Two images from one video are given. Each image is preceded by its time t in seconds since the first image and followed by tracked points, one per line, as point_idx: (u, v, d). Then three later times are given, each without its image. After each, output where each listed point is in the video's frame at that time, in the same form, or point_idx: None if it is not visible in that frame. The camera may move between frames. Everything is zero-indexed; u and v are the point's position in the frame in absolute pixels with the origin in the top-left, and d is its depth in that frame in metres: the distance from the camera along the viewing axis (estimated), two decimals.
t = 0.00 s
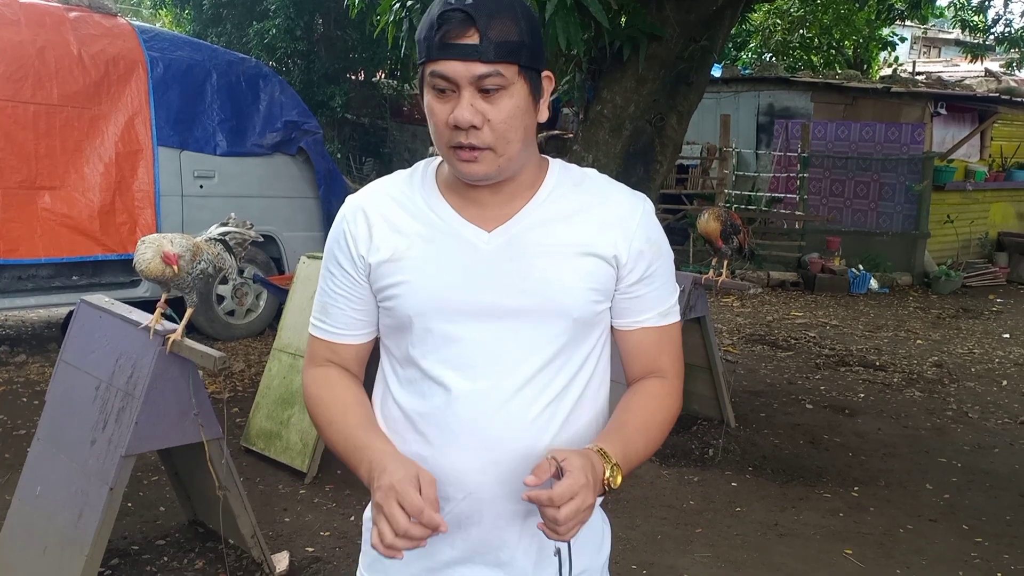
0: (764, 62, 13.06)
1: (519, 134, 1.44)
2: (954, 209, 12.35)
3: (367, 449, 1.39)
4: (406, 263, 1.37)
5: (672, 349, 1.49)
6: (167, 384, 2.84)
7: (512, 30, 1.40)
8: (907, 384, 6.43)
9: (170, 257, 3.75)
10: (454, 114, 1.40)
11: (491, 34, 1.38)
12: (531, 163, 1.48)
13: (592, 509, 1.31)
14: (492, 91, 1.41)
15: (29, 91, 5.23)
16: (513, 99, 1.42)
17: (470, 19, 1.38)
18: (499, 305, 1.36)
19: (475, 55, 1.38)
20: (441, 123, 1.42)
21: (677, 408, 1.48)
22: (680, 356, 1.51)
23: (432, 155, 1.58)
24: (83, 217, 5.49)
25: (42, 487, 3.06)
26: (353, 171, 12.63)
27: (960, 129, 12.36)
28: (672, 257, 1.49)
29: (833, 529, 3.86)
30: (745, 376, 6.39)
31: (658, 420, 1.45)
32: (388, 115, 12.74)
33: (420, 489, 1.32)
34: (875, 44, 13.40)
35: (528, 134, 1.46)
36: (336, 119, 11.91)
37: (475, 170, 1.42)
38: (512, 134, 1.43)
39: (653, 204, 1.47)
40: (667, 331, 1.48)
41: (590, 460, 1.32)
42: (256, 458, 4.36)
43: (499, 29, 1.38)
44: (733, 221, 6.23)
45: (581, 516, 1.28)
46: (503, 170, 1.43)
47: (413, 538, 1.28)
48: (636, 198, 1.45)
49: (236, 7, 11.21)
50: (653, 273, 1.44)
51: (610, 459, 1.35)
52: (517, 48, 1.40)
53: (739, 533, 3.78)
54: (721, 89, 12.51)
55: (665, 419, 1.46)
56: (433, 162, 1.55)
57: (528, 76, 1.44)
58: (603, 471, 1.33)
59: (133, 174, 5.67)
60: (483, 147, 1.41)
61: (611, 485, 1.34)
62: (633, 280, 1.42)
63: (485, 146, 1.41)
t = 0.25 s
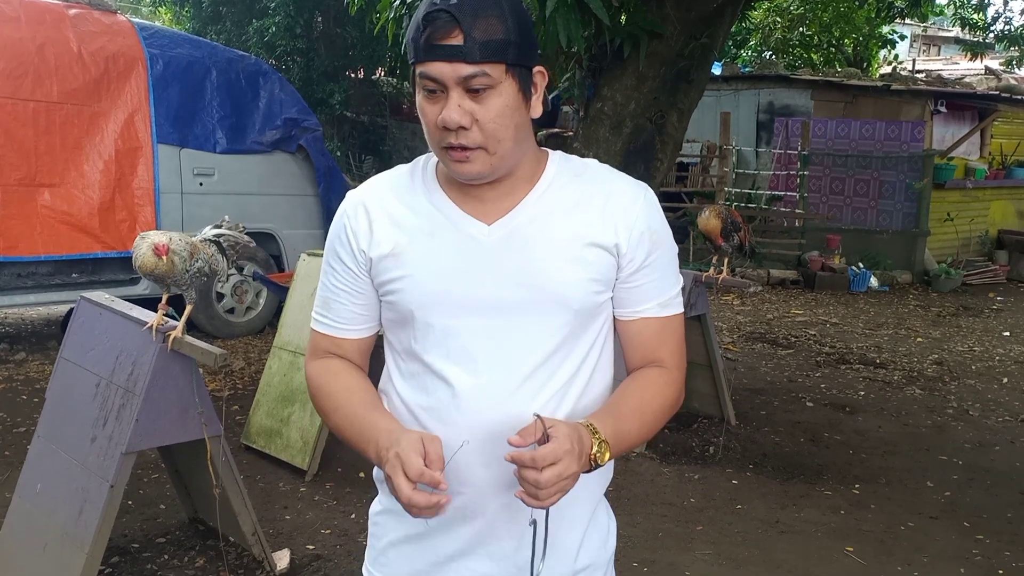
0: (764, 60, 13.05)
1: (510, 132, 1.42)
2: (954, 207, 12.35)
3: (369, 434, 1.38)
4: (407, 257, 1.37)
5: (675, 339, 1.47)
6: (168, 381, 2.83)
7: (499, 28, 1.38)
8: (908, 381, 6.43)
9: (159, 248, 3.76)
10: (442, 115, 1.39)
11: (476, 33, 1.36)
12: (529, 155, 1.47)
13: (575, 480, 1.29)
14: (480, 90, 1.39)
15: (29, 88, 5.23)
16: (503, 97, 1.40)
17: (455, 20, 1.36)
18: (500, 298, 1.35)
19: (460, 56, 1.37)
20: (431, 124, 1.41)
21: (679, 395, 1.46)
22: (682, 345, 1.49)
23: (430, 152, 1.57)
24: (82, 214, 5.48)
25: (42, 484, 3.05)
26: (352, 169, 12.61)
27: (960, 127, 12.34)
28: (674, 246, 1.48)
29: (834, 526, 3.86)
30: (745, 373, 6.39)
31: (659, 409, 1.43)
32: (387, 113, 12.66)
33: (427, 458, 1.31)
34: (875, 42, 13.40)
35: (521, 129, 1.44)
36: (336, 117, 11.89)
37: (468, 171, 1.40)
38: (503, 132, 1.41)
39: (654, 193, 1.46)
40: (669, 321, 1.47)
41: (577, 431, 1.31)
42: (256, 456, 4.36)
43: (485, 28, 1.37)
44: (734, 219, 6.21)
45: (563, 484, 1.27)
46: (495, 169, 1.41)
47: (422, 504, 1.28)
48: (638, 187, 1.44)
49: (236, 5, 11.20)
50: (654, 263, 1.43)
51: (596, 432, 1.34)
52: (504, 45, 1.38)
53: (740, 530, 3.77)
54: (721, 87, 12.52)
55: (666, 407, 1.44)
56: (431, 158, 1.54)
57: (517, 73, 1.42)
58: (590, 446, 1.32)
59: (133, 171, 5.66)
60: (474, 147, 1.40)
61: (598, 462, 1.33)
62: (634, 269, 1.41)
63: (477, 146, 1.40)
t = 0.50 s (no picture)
0: (765, 60, 13.06)
1: (507, 135, 1.42)
2: (955, 208, 12.35)
3: (370, 432, 1.38)
4: (406, 255, 1.38)
5: (676, 335, 1.45)
6: (169, 382, 2.83)
7: (493, 31, 1.38)
8: (909, 382, 6.43)
9: (161, 249, 3.74)
10: (439, 119, 1.39)
11: (470, 37, 1.37)
12: (529, 155, 1.47)
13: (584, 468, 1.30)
14: (475, 93, 1.39)
15: (30, 88, 5.23)
16: (499, 101, 1.40)
17: (449, 24, 1.36)
18: (499, 296, 1.36)
19: (454, 60, 1.37)
20: (428, 128, 1.41)
21: (682, 391, 1.45)
22: (685, 342, 1.47)
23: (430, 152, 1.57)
24: (83, 214, 5.48)
25: (43, 484, 3.06)
26: (353, 169, 12.61)
27: (961, 127, 12.34)
28: (675, 242, 1.47)
29: (834, 527, 3.86)
30: (746, 374, 6.39)
31: (663, 405, 1.41)
32: (388, 112, 12.61)
33: (436, 442, 1.31)
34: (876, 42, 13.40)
35: (518, 131, 1.44)
36: (336, 117, 11.89)
37: (466, 174, 1.40)
38: (499, 135, 1.41)
39: (654, 190, 1.45)
40: (671, 318, 1.45)
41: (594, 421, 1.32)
42: (257, 456, 4.36)
43: (478, 33, 1.37)
44: (735, 219, 6.21)
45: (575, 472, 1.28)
46: (493, 171, 1.41)
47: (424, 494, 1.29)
48: (637, 185, 1.44)
49: (237, 5, 11.21)
50: (655, 260, 1.42)
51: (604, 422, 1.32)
52: (498, 48, 1.38)
53: (740, 531, 3.78)
54: (722, 87, 12.53)
55: (668, 403, 1.42)
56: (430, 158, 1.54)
57: (513, 75, 1.42)
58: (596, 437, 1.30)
59: (134, 171, 5.66)
60: (470, 151, 1.40)
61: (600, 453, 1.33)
62: (634, 265, 1.41)
63: (473, 149, 1.40)
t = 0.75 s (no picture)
0: (764, 59, 13.06)
1: (509, 138, 1.42)
2: (954, 207, 12.36)
3: (365, 427, 1.37)
4: (404, 254, 1.38)
5: (668, 332, 1.43)
6: (167, 380, 2.83)
7: (501, 36, 1.38)
8: (907, 381, 6.43)
9: (146, 246, 3.73)
10: (443, 121, 1.39)
11: (478, 41, 1.36)
12: (528, 155, 1.47)
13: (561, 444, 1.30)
14: (481, 97, 1.39)
15: (28, 86, 5.23)
16: (503, 105, 1.40)
17: (457, 27, 1.36)
18: (497, 294, 1.36)
19: (461, 63, 1.36)
20: (431, 129, 1.41)
21: (673, 388, 1.42)
22: (678, 340, 1.44)
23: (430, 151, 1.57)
24: (82, 212, 5.48)
25: (41, 483, 3.06)
26: (352, 168, 12.61)
27: (960, 127, 12.35)
28: (671, 241, 1.46)
29: (832, 526, 3.86)
30: (745, 373, 6.40)
31: (655, 400, 1.39)
32: (387, 111, 12.62)
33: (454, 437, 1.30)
34: (875, 41, 13.41)
35: (521, 134, 1.44)
36: (335, 116, 11.89)
37: (467, 175, 1.40)
38: (502, 137, 1.41)
39: (651, 189, 1.45)
40: (663, 317, 1.43)
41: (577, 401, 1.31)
42: (256, 455, 4.36)
43: (485, 37, 1.37)
44: (734, 218, 6.19)
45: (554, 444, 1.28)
46: (495, 172, 1.41)
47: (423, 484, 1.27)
48: (634, 184, 1.44)
49: (235, 4, 11.21)
50: (651, 258, 1.41)
51: (581, 404, 1.30)
52: (504, 54, 1.38)
53: (739, 530, 3.78)
54: (721, 86, 12.53)
55: (658, 399, 1.40)
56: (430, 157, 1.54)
57: (517, 79, 1.41)
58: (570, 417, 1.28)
59: (132, 169, 5.65)
60: (473, 153, 1.40)
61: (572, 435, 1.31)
62: (630, 263, 1.40)
63: (476, 152, 1.40)
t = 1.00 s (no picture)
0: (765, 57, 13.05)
1: (514, 137, 1.42)
2: (955, 205, 12.36)
3: (363, 425, 1.38)
4: (403, 251, 1.38)
5: (665, 331, 1.43)
6: (169, 379, 2.84)
7: (508, 35, 1.38)
8: (908, 379, 6.44)
9: (147, 245, 3.74)
10: (449, 118, 1.39)
11: (486, 40, 1.37)
12: (529, 153, 1.47)
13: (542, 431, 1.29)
14: (488, 95, 1.39)
15: (29, 86, 5.23)
16: (509, 105, 1.41)
17: (466, 25, 1.36)
18: (496, 291, 1.36)
19: (470, 62, 1.37)
20: (436, 126, 1.41)
21: (669, 384, 1.42)
22: (676, 339, 1.45)
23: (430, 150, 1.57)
24: (83, 211, 5.48)
25: (43, 481, 3.06)
26: (353, 167, 12.61)
27: (961, 125, 12.35)
28: (668, 239, 1.46)
29: (833, 524, 3.87)
30: (745, 371, 6.40)
31: (651, 396, 1.39)
32: (388, 110, 12.64)
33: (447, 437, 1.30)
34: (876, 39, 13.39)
35: (525, 133, 1.45)
36: (336, 115, 11.90)
37: (471, 172, 1.40)
38: (508, 137, 1.41)
39: (649, 188, 1.46)
40: (660, 316, 1.43)
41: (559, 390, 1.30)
42: (257, 453, 4.37)
43: (494, 36, 1.37)
44: (734, 217, 6.17)
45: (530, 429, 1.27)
46: (498, 170, 1.42)
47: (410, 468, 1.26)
48: (633, 183, 1.44)
49: (236, 3, 11.22)
50: (650, 256, 1.41)
51: (567, 392, 1.31)
52: (512, 53, 1.38)
53: (740, 528, 3.79)
54: (723, 84, 12.44)
55: (654, 397, 1.40)
56: (430, 156, 1.54)
57: (523, 80, 1.42)
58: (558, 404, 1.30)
59: (134, 169, 5.66)
60: (478, 151, 1.40)
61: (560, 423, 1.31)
62: (628, 261, 1.40)
63: (481, 149, 1.40)
